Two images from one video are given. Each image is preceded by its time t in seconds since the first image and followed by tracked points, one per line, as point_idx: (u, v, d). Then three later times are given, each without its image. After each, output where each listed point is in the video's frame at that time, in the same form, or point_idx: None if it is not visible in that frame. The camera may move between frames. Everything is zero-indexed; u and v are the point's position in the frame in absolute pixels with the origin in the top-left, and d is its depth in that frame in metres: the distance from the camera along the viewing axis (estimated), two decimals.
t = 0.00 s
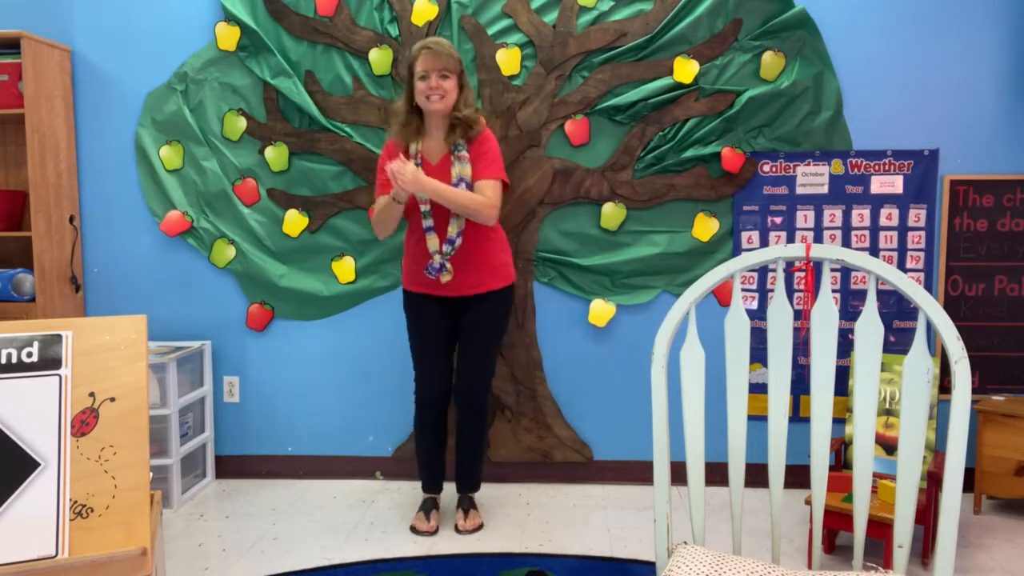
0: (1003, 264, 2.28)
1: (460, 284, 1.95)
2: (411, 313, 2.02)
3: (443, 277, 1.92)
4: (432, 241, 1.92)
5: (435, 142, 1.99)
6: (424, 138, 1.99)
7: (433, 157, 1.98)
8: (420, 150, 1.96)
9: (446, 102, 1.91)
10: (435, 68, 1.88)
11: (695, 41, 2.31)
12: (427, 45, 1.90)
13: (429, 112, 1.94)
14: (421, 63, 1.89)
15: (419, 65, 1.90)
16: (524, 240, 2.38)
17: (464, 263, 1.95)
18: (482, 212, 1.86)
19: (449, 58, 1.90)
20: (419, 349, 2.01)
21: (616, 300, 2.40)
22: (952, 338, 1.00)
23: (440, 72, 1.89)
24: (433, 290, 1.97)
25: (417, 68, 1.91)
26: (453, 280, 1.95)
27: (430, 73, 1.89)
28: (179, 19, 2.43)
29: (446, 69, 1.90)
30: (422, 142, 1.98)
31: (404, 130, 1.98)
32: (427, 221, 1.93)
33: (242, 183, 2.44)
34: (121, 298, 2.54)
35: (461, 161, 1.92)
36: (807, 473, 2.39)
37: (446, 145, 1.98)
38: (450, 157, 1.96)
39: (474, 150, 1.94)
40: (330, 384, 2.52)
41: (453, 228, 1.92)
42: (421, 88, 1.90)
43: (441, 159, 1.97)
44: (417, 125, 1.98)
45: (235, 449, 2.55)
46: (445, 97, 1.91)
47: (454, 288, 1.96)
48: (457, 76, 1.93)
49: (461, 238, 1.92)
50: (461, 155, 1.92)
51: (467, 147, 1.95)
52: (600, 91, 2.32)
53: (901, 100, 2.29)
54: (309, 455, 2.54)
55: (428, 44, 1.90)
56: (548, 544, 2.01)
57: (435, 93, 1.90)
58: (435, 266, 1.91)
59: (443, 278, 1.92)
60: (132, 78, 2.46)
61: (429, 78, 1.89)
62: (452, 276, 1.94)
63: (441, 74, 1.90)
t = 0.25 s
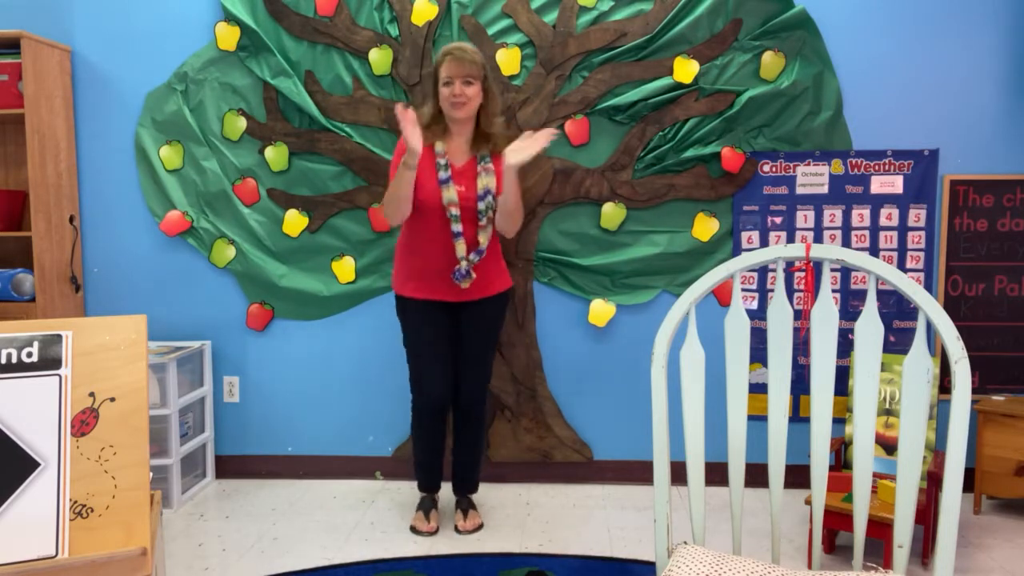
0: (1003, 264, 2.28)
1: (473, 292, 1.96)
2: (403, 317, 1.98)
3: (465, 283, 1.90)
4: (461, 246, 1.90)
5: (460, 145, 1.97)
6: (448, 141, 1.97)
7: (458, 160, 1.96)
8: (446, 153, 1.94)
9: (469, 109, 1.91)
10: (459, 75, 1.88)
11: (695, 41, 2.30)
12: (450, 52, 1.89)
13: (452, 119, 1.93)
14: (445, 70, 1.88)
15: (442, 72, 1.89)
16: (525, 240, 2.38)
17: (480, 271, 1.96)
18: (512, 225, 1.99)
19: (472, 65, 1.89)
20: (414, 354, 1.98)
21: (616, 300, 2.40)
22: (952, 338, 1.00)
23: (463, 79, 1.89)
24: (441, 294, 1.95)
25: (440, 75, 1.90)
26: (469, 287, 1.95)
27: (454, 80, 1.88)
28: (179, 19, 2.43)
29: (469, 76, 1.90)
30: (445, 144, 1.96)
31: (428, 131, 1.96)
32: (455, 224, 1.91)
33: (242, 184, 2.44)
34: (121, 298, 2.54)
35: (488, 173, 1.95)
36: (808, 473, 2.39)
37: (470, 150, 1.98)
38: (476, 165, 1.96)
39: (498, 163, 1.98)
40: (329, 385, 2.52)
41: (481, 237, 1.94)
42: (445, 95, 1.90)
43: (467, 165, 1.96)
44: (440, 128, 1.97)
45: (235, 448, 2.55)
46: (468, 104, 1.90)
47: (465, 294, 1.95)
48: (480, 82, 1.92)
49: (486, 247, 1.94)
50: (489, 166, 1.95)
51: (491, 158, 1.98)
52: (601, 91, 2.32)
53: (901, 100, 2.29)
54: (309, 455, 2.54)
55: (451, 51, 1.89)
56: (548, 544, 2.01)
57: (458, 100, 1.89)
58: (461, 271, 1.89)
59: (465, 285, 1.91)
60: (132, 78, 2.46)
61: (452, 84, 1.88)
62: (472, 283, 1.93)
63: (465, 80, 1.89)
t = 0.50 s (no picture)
0: (1003, 264, 2.28)
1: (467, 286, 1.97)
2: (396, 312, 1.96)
3: (463, 277, 1.92)
4: (464, 241, 1.91)
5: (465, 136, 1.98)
6: (457, 130, 1.96)
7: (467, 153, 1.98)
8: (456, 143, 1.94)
9: (476, 102, 1.90)
10: (469, 67, 1.86)
11: (695, 41, 2.30)
12: (461, 42, 1.86)
13: (459, 111, 1.93)
14: (454, 60, 1.86)
15: (452, 62, 1.87)
16: (524, 240, 2.38)
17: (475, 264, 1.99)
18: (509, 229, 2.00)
19: (483, 58, 1.87)
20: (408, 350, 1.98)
21: (616, 300, 2.40)
22: (952, 338, 1.00)
23: (473, 71, 1.87)
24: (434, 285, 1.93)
25: (449, 65, 1.88)
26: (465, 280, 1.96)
27: (463, 71, 1.86)
28: (179, 19, 2.43)
29: (479, 69, 1.87)
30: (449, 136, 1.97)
31: (438, 118, 1.93)
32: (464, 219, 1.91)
33: (242, 184, 2.44)
34: (121, 298, 2.54)
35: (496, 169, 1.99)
36: (807, 473, 2.39)
37: (476, 144, 2.00)
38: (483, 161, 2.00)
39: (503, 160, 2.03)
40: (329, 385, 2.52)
41: (484, 235, 1.97)
42: (453, 86, 1.88)
43: (474, 158, 1.98)
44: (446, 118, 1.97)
45: (235, 448, 2.55)
46: (475, 97, 1.89)
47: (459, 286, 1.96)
48: (489, 76, 1.91)
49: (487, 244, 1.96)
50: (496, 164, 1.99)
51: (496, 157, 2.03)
52: (601, 91, 2.33)
53: (901, 100, 2.29)
54: (309, 455, 2.54)
55: (462, 42, 1.86)
56: (548, 544, 2.01)
57: (466, 92, 1.88)
58: (462, 266, 1.91)
59: (462, 279, 1.93)
60: (132, 78, 2.46)
61: (462, 76, 1.86)
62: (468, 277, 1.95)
63: (474, 73, 1.87)
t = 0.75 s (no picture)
0: (1003, 264, 2.28)
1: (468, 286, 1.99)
2: (392, 310, 1.97)
3: (467, 278, 1.94)
4: (462, 241, 1.93)
5: (453, 140, 1.97)
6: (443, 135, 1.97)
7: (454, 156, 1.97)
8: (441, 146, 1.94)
9: (464, 104, 1.91)
10: (457, 69, 1.88)
11: (695, 41, 2.30)
12: (450, 45, 1.89)
13: (448, 112, 1.93)
14: (443, 62, 1.88)
15: (440, 65, 1.89)
16: (524, 240, 2.38)
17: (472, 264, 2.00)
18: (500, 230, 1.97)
19: (472, 60, 1.89)
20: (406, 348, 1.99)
21: (616, 300, 2.40)
22: (952, 338, 1.00)
23: (462, 73, 1.89)
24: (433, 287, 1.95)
25: (438, 67, 1.90)
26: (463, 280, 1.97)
27: (452, 74, 1.88)
28: (179, 19, 2.43)
29: (467, 70, 1.90)
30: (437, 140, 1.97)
31: (423, 123, 1.94)
32: (456, 220, 1.92)
33: (242, 184, 2.44)
34: (121, 298, 2.54)
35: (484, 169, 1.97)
36: (807, 473, 2.39)
37: (464, 147, 1.99)
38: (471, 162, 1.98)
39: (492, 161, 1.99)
40: (329, 385, 2.52)
41: (478, 234, 1.96)
42: (441, 87, 1.89)
43: (462, 160, 1.97)
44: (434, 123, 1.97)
45: (235, 448, 2.55)
46: (463, 99, 1.90)
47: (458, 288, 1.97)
48: (477, 79, 1.93)
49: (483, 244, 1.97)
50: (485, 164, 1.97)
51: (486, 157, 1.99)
52: (601, 91, 2.32)
53: (901, 100, 2.29)
54: (309, 455, 2.54)
55: (451, 45, 1.89)
56: (548, 544, 2.01)
57: (454, 93, 1.89)
58: (466, 266, 1.93)
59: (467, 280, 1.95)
60: (132, 78, 2.46)
61: (450, 77, 1.88)
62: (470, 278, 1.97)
63: (462, 75, 1.89)
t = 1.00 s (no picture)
0: (1003, 264, 2.28)
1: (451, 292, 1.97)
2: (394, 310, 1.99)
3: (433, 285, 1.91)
4: (426, 248, 1.90)
5: (432, 147, 1.99)
6: (421, 143, 1.99)
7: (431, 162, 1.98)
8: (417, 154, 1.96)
9: (446, 109, 1.93)
10: (437, 73, 1.90)
11: (695, 41, 2.30)
12: (429, 52, 1.91)
13: (429, 118, 1.95)
14: (423, 67, 1.90)
15: (420, 70, 1.91)
16: (524, 240, 2.38)
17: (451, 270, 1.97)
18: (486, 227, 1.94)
19: (451, 64, 1.92)
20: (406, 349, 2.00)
21: (616, 300, 2.40)
22: (952, 338, 1.00)
23: (442, 78, 1.91)
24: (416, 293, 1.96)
25: (417, 73, 1.92)
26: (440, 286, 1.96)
27: (432, 78, 1.90)
28: (179, 19, 2.43)
29: (447, 75, 1.91)
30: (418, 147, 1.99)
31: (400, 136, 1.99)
32: (423, 226, 1.91)
33: (242, 184, 2.44)
34: (121, 298, 2.54)
35: (460, 170, 1.95)
36: (807, 473, 2.39)
37: (443, 152, 2.00)
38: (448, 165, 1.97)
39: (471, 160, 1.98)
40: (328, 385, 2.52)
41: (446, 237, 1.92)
42: (421, 93, 1.91)
43: (439, 165, 1.97)
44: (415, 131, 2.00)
45: (235, 448, 2.55)
46: (445, 103, 1.92)
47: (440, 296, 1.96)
48: (457, 83, 1.95)
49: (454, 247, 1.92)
50: (461, 164, 1.95)
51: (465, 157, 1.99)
52: (600, 91, 2.33)
53: (901, 100, 2.29)
54: (309, 455, 2.54)
55: (431, 50, 1.91)
56: (548, 544, 2.01)
57: (436, 98, 1.91)
58: (428, 274, 1.91)
59: (434, 286, 1.92)
60: (132, 78, 2.46)
61: (430, 82, 1.90)
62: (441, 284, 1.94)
63: (443, 79, 1.91)
